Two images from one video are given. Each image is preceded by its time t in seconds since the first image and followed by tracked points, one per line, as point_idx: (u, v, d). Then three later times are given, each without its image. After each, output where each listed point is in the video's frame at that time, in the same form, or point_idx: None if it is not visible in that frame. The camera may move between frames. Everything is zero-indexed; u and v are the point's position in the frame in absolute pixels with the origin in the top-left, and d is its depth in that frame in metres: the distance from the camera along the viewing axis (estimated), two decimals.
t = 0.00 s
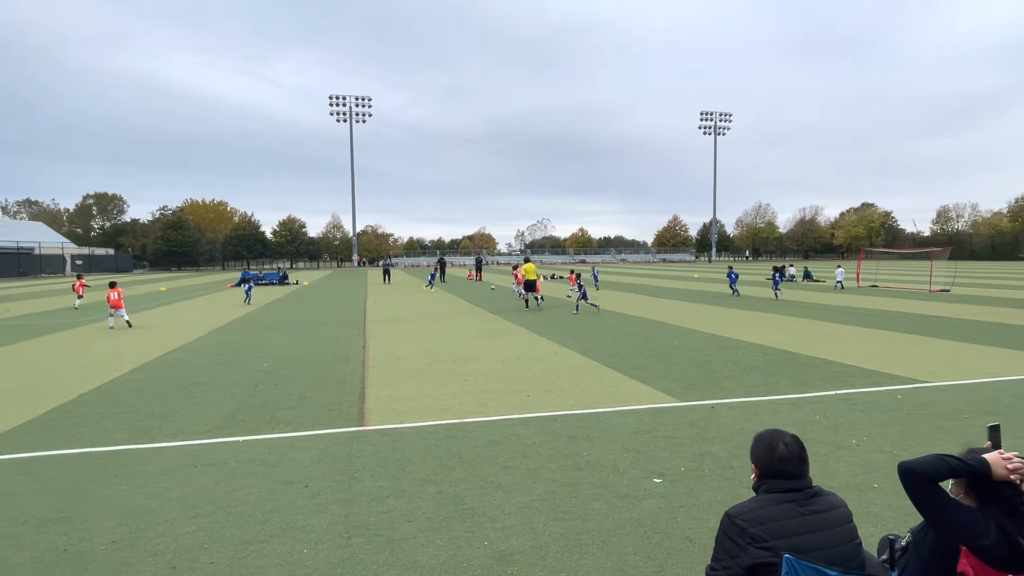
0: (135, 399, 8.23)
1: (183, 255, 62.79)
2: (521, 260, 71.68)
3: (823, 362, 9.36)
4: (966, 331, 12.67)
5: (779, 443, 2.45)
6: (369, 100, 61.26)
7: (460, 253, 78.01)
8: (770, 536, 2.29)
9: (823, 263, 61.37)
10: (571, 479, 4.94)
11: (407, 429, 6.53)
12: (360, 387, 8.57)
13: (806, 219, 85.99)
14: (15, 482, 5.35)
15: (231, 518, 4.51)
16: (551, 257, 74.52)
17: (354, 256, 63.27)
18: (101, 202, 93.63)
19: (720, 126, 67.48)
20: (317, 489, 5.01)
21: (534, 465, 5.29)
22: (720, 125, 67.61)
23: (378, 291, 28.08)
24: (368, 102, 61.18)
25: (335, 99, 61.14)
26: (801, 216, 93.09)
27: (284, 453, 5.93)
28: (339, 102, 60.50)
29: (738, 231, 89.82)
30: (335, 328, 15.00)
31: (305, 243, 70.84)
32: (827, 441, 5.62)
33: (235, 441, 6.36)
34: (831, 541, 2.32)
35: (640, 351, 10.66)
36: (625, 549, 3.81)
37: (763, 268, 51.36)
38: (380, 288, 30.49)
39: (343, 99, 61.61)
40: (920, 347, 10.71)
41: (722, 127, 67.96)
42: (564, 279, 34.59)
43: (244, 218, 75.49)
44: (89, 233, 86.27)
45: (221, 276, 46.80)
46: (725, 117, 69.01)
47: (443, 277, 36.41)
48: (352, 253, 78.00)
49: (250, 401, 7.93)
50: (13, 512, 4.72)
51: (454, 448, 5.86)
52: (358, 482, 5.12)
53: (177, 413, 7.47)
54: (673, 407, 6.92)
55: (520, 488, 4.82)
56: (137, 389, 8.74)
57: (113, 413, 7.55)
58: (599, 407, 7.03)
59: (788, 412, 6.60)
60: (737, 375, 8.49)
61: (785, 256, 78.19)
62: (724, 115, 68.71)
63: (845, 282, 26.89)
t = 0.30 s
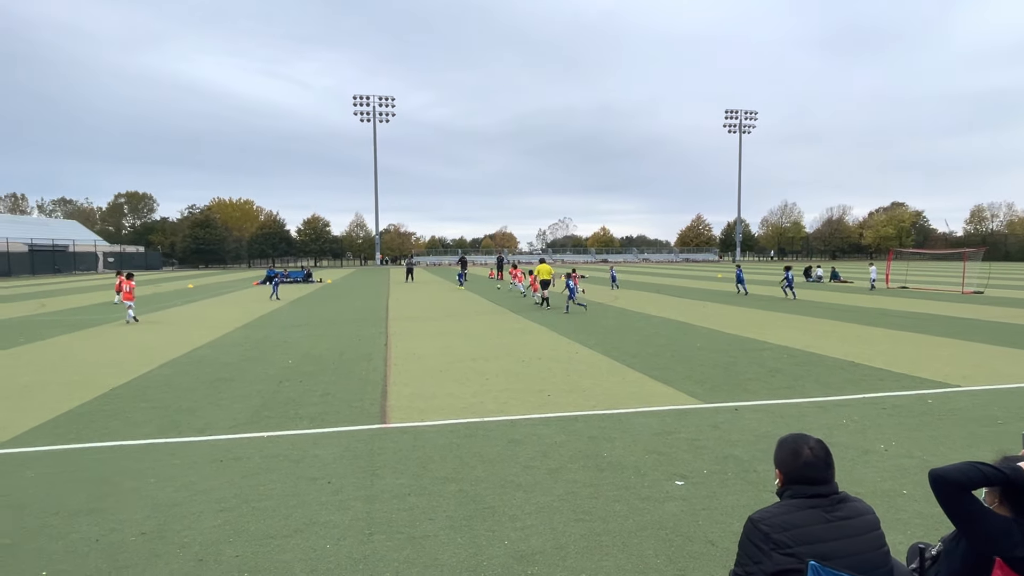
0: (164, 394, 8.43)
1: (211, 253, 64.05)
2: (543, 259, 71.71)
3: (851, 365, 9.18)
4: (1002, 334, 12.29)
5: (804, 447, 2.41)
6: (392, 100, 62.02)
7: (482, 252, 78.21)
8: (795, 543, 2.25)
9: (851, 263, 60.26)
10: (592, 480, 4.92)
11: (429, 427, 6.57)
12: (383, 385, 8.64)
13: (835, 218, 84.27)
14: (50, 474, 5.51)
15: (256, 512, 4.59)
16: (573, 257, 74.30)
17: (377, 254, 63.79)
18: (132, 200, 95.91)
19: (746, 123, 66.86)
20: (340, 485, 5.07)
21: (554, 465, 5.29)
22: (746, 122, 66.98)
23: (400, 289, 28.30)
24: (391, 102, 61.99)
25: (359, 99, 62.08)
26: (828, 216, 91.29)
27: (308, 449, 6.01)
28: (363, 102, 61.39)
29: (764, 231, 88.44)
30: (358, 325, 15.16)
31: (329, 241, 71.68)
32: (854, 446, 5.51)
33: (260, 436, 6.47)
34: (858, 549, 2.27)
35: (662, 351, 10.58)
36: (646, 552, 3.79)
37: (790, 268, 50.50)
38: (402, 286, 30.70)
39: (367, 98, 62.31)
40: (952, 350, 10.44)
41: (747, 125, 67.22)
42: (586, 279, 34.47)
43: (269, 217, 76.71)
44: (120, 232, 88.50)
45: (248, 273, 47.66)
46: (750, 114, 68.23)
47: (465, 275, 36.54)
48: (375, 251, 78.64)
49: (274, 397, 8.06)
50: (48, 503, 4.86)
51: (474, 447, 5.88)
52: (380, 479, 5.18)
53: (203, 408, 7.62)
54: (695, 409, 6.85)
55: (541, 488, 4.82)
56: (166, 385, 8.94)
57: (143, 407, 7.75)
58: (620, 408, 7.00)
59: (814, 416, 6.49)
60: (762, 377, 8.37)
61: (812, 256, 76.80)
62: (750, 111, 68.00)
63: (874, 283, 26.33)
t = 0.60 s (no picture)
0: (194, 387, 8.62)
1: (238, 250, 65.26)
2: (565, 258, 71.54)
3: (880, 368, 9.00)
4: None
5: (837, 450, 2.38)
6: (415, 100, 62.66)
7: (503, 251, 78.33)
8: (826, 546, 2.23)
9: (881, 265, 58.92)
10: (616, 480, 4.91)
11: (452, 424, 6.62)
12: (406, 381, 8.72)
13: (864, 218, 82.47)
14: (86, 464, 5.68)
15: (283, 505, 4.68)
16: (596, 256, 73.98)
17: (400, 252, 64.32)
18: (162, 199, 98.20)
19: (772, 121, 65.83)
20: (365, 480, 5.14)
21: (577, 464, 5.29)
22: (772, 120, 65.95)
23: (423, 287, 28.48)
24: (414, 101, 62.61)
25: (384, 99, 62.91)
26: (857, 215, 89.41)
27: (334, 444, 6.10)
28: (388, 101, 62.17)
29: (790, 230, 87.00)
30: (382, 322, 15.32)
31: (353, 239, 72.46)
32: (884, 450, 5.41)
33: (288, 430, 6.58)
34: (891, 553, 2.24)
35: (686, 352, 10.49)
36: (670, 553, 3.78)
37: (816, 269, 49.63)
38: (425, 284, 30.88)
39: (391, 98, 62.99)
40: (987, 353, 10.16)
41: (773, 123, 66.18)
42: (608, 278, 34.33)
43: (294, 215, 77.86)
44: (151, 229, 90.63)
45: (274, 271, 48.47)
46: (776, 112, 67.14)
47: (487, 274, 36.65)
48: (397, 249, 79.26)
49: (301, 392, 8.20)
50: (85, 491, 5.02)
51: (497, 444, 5.91)
52: (405, 475, 5.23)
53: (232, 402, 7.78)
54: (720, 410, 6.79)
55: (564, 487, 4.83)
56: (196, 379, 9.14)
57: (174, 400, 7.94)
58: (644, 408, 6.97)
59: (842, 419, 6.39)
60: (788, 379, 8.27)
61: (840, 257, 75.29)
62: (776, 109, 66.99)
63: (905, 285, 25.74)
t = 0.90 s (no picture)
0: (222, 381, 8.81)
1: (264, 248, 66.33)
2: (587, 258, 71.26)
3: (911, 370, 8.81)
4: None
5: (870, 451, 2.35)
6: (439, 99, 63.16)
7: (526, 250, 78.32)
8: (856, 547, 2.21)
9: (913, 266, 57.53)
10: (639, 479, 4.90)
11: (474, 421, 6.66)
12: (429, 378, 8.80)
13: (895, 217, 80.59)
14: (120, 454, 5.85)
15: (309, 497, 4.77)
16: (618, 254, 73.53)
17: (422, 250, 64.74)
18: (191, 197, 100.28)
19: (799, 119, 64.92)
20: (389, 474, 5.20)
21: (600, 462, 5.29)
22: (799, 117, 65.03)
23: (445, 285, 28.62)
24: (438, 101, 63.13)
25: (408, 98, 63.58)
26: (888, 214, 87.44)
27: (358, 438, 6.18)
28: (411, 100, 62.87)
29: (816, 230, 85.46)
30: (405, 319, 15.45)
31: (376, 237, 73.12)
32: (914, 453, 5.31)
33: (313, 424, 6.69)
34: (925, 557, 2.20)
35: (711, 352, 10.40)
36: (694, 552, 3.76)
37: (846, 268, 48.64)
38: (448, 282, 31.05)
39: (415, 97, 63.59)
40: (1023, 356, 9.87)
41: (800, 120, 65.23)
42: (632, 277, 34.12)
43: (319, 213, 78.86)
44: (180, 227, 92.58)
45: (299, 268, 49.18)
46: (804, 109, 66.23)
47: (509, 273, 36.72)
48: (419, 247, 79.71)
49: (326, 387, 8.32)
50: (119, 480, 5.17)
51: (520, 441, 5.94)
52: (428, 470, 5.28)
53: (259, 396, 7.93)
54: (745, 411, 6.73)
55: (587, 485, 4.83)
56: (223, 373, 9.33)
57: (204, 394, 8.13)
58: (667, 407, 6.94)
59: (871, 421, 6.27)
60: (814, 380, 8.15)
61: (869, 257, 73.70)
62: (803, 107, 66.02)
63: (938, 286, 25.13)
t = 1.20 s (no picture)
0: (247, 376, 8.97)
1: (288, 245, 67.28)
2: (608, 256, 71.12)
3: (940, 373, 8.63)
4: None
5: (899, 454, 2.31)
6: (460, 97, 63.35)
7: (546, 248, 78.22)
8: (884, 552, 2.18)
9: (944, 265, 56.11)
10: (660, 479, 4.88)
11: (495, 418, 6.70)
12: (451, 375, 8.86)
13: (925, 216, 78.72)
14: (150, 446, 6.01)
15: (332, 491, 4.84)
16: (639, 252, 73.03)
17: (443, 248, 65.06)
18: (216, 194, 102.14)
19: (825, 116, 63.93)
20: (410, 471, 5.25)
21: (621, 462, 5.28)
22: (826, 113, 64.01)
23: (466, 283, 28.71)
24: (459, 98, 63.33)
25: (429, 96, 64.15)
26: (918, 213, 85.42)
27: (380, 434, 6.26)
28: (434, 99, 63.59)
29: (842, 229, 83.91)
30: (427, 317, 15.56)
31: (397, 235, 73.67)
32: (942, 458, 5.20)
33: (336, 420, 6.78)
34: (955, 564, 2.16)
35: (734, 352, 10.29)
36: (716, 554, 3.74)
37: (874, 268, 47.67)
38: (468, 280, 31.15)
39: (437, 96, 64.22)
40: None
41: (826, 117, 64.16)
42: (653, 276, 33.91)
43: (341, 211, 79.69)
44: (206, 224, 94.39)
45: (322, 265, 49.76)
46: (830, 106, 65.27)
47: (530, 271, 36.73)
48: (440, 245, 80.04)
49: (348, 384, 8.43)
50: (148, 472, 5.31)
51: (541, 439, 5.95)
52: (449, 466, 5.32)
53: (283, 391, 8.06)
54: (768, 412, 6.66)
55: (607, 484, 4.83)
56: (248, 368, 9.51)
57: (230, 388, 8.29)
58: (689, 408, 6.90)
59: (898, 424, 6.16)
60: (840, 382, 8.02)
61: (898, 257, 72.12)
62: (830, 103, 64.95)
63: (969, 288, 24.50)
